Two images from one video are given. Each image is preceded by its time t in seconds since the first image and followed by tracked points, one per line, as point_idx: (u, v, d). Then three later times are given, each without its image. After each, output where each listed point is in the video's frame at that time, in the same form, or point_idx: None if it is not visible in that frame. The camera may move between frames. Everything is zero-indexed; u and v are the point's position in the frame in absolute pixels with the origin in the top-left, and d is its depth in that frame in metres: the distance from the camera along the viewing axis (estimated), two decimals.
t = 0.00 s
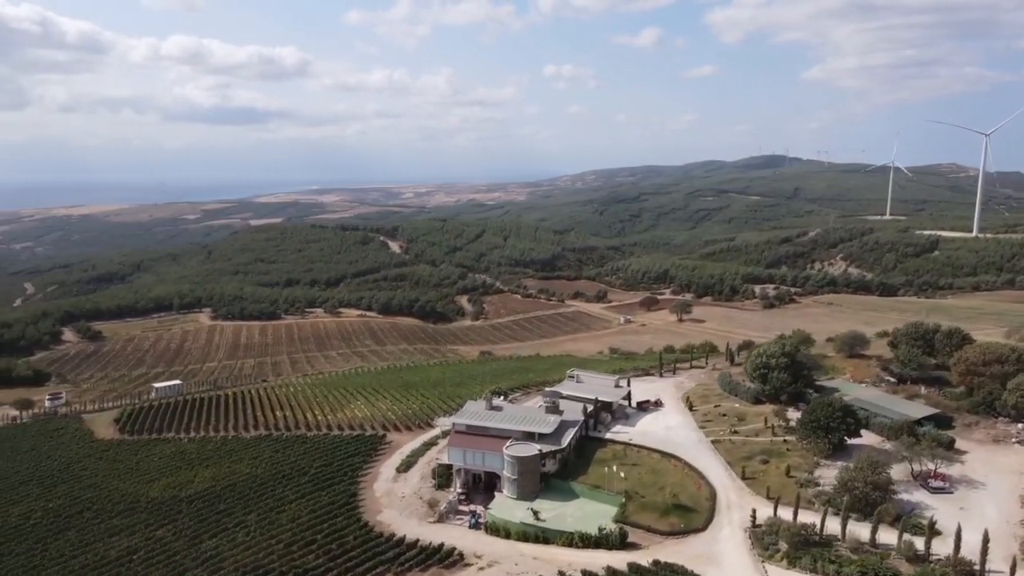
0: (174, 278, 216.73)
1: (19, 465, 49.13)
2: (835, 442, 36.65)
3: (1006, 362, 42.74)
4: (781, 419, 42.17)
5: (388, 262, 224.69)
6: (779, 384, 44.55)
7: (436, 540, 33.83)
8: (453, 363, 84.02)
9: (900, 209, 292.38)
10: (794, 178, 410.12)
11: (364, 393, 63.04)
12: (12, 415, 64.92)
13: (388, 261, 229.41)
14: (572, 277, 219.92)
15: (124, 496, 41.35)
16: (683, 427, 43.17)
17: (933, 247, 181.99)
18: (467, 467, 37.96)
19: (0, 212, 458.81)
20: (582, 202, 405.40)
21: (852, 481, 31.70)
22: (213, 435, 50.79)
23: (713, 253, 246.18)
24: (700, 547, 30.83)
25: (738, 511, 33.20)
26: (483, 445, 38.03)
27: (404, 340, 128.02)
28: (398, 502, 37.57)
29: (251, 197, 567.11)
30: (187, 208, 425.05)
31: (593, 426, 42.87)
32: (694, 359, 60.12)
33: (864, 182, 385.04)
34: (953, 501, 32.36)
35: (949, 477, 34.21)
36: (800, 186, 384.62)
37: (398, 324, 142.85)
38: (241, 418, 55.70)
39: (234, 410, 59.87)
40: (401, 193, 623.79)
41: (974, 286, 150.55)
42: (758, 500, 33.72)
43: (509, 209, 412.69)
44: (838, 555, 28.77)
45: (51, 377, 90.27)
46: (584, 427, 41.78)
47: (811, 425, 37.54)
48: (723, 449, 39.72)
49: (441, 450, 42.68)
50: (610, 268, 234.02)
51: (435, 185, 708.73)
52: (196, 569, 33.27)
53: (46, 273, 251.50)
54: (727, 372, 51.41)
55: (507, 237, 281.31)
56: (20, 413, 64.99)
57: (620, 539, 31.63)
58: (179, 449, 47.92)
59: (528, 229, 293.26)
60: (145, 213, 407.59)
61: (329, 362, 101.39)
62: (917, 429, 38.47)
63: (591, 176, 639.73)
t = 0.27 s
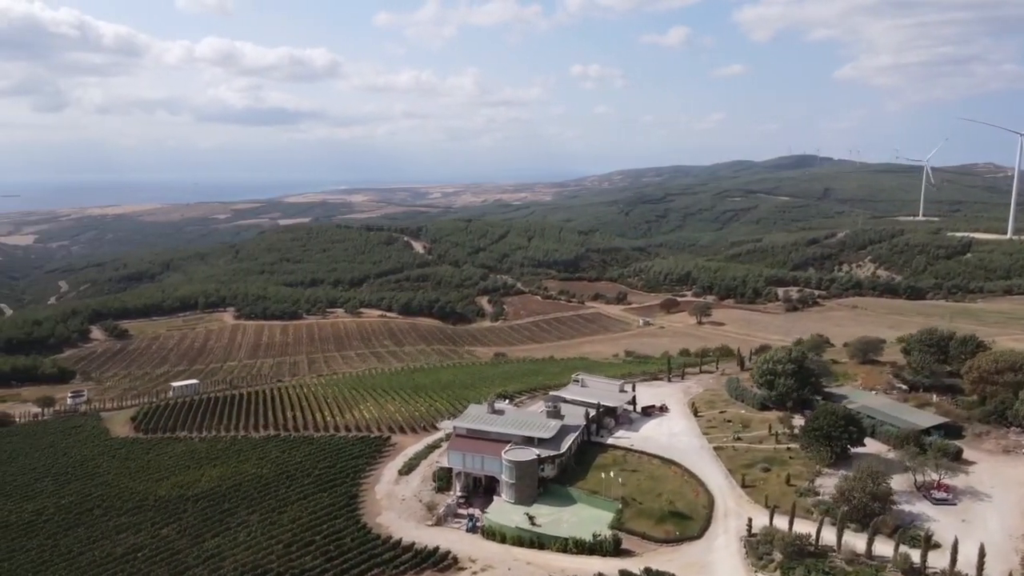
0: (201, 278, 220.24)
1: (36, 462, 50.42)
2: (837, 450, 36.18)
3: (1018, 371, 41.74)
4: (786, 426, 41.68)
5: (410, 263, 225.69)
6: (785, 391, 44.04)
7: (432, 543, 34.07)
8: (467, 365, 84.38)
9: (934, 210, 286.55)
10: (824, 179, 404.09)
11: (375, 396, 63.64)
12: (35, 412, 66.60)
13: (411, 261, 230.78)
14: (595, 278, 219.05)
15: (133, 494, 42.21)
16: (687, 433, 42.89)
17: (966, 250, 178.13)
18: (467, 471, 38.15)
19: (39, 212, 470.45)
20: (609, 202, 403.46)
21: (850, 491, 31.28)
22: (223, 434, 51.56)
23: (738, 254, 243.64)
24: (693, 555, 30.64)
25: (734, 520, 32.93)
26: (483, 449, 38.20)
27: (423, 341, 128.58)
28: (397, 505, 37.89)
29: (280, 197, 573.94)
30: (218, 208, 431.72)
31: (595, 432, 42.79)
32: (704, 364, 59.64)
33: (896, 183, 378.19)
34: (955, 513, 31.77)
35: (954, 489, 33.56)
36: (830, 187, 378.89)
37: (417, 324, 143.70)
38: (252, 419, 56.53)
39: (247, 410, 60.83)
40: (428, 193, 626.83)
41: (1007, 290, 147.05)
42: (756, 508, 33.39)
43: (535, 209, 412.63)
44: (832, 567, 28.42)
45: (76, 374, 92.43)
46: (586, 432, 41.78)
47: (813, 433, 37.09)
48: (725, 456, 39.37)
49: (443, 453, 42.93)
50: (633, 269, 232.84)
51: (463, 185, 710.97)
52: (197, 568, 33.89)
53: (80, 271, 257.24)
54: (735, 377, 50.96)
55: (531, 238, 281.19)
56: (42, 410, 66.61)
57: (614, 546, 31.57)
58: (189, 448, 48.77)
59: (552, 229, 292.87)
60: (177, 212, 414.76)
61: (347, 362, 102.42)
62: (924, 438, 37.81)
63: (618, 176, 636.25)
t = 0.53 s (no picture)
0: (230, 277, 223.73)
1: (54, 458, 51.77)
2: (841, 459, 35.69)
3: None
4: (792, 434, 41.16)
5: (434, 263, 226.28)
6: (792, 398, 43.51)
7: (431, 545, 34.34)
8: (482, 367, 84.76)
9: (970, 210, 279.86)
10: (858, 179, 397.08)
11: (387, 399, 64.29)
12: (59, 409, 68.33)
13: (435, 261, 231.93)
14: (619, 279, 218.01)
15: (144, 492, 43.16)
16: (691, 439, 42.61)
17: (1001, 252, 173.72)
18: (468, 474, 38.34)
19: (78, 211, 482.00)
20: (636, 202, 401.06)
21: (850, 502, 30.84)
22: (235, 434, 52.53)
23: (767, 256, 240.64)
24: (687, 564, 30.48)
25: (733, 528, 32.64)
26: (484, 453, 38.36)
27: (442, 341, 129.13)
28: (399, 507, 38.25)
29: (311, 197, 580.59)
30: (249, 208, 438.12)
31: (599, 437, 42.71)
32: (716, 369, 59.12)
33: (932, 183, 370.21)
34: (959, 525, 31.16)
35: (959, 500, 32.88)
36: (864, 187, 372.22)
37: (439, 325, 144.39)
38: (264, 418, 57.46)
39: (261, 409, 61.86)
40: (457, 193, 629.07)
41: None
42: (754, 516, 33.11)
43: (563, 209, 411.80)
44: None
45: (102, 371, 94.65)
46: (589, 437, 41.72)
47: (817, 442, 36.61)
48: (728, 463, 39.05)
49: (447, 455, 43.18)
50: (659, 270, 231.23)
51: (492, 185, 712.28)
52: (200, 566, 34.56)
53: (114, 270, 262.98)
54: (745, 383, 50.48)
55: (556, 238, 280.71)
56: (65, 407, 68.33)
57: (609, 552, 31.53)
58: (201, 447, 49.68)
59: (578, 229, 292.13)
60: (210, 212, 421.57)
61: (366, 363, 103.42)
62: (932, 448, 37.07)
63: (647, 176, 632.03)
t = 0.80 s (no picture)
0: (256, 276, 226.85)
1: (73, 454, 53.15)
2: (842, 467, 35.31)
3: None
4: (796, 441, 40.70)
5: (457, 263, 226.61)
6: (798, 404, 43.09)
7: (428, 548, 34.63)
8: (497, 368, 84.98)
9: (1006, 212, 273.26)
10: (891, 179, 389.94)
11: (399, 400, 64.88)
12: (81, 406, 70.06)
13: (458, 261, 232.92)
14: (642, 281, 216.72)
15: (155, 490, 44.12)
16: (695, 444, 42.41)
17: None
18: (469, 477, 38.55)
19: (113, 210, 492.29)
20: (664, 203, 398.21)
21: (847, 511, 30.52)
22: (247, 433, 53.49)
23: (794, 257, 237.66)
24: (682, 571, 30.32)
25: (729, 535, 32.50)
26: (484, 456, 38.58)
27: (461, 342, 129.61)
28: (400, 508, 38.63)
29: (340, 197, 586.16)
30: (278, 208, 443.90)
31: (602, 440, 42.69)
32: (726, 373, 58.65)
33: (968, 183, 362.12)
34: (960, 537, 30.63)
35: (962, 511, 32.37)
36: (897, 188, 365.51)
37: (458, 326, 145.04)
38: (276, 417, 58.32)
39: (275, 408, 62.83)
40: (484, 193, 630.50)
41: None
42: (752, 523, 32.88)
43: (589, 210, 410.84)
44: None
45: (126, 369, 96.66)
46: (591, 441, 41.72)
47: (819, 449, 36.18)
48: (730, 469, 38.80)
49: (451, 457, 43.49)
50: (683, 271, 229.51)
51: (520, 185, 712.82)
52: (204, 562, 35.28)
53: (146, 269, 268.21)
54: (753, 387, 50.07)
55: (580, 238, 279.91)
56: (87, 404, 70.02)
57: (603, 558, 31.53)
58: (213, 445, 50.62)
59: (602, 229, 291.43)
60: (240, 212, 427.52)
61: (384, 363, 104.32)
62: (938, 457, 36.47)
63: (676, 176, 626.99)
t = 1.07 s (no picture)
0: (282, 276, 229.85)
1: (91, 451, 54.52)
2: (844, 474, 34.95)
3: None
4: (800, 448, 40.38)
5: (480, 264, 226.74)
6: (804, 411, 42.74)
7: (427, 549, 35.01)
8: (512, 370, 85.17)
9: None
10: (925, 180, 382.32)
11: (410, 402, 65.52)
12: (102, 403, 71.79)
13: (482, 261, 233.50)
14: (666, 282, 215.36)
15: (167, 487, 45.12)
16: (698, 449, 42.24)
17: None
18: (469, 479, 38.86)
19: (149, 210, 502.09)
20: (691, 203, 394.93)
21: (843, 520, 30.27)
22: (259, 432, 54.38)
23: (821, 259, 234.29)
24: None
25: (725, 541, 32.37)
26: (485, 458, 38.85)
27: (479, 343, 130.07)
28: (401, 509, 39.05)
29: (367, 197, 590.71)
30: (307, 208, 448.87)
31: (605, 444, 42.72)
32: (737, 378, 58.23)
33: (1005, 184, 353.52)
34: (958, 548, 30.23)
35: (964, 521, 31.86)
36: (931, 188, 358.08)
37: (478, 327, 145.56)
38: (287, 417, 59.20)
39: (289, 408, 63.74)
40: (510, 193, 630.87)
41: None
42: (749, 530, 32.71)
43: (615, 210, 409.16)
44: None
45: (150, 367, 98.69)
46: (594, 445, 41.80)
47: (821, 456, 35.84)
48: (731, 475, 38.63)
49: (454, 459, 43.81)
50: (708, 273, 227.57)
51: (548, 185, 711.67)
52: (209, 559, 36.04)
53: (176, 267, 273.14)
54: (761, 393, 49.71)
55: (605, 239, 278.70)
56: (108, 402, 71.71)
57: (597, 562, 31.62)
58: (225, 444, 51.57)
59: (627, 229, 290.09)
60: (270, 212, 433.15)
61: (402, 363, 105.16)
62: (943, 466, 35.95)
63: (705, 176, 621.28)
